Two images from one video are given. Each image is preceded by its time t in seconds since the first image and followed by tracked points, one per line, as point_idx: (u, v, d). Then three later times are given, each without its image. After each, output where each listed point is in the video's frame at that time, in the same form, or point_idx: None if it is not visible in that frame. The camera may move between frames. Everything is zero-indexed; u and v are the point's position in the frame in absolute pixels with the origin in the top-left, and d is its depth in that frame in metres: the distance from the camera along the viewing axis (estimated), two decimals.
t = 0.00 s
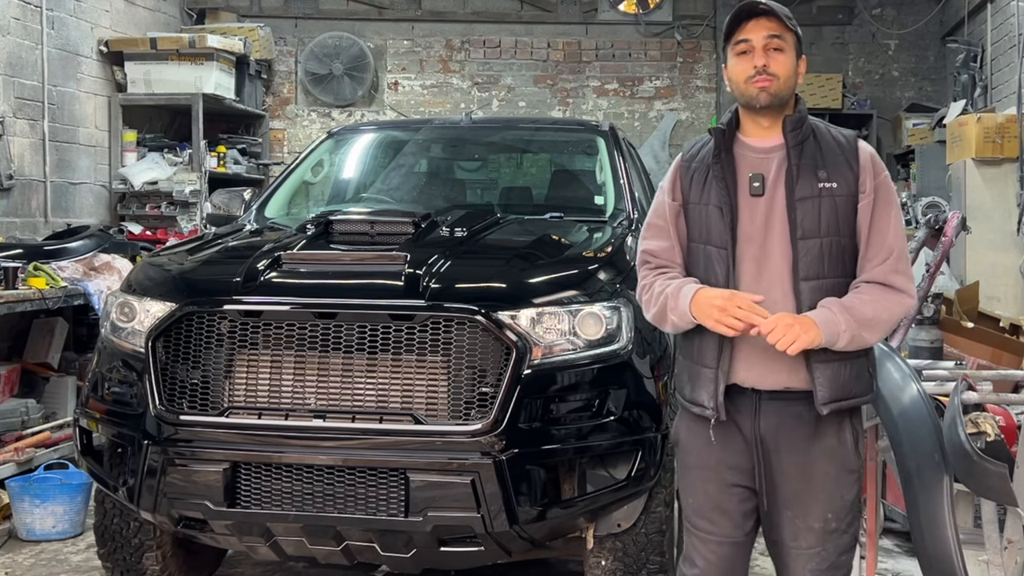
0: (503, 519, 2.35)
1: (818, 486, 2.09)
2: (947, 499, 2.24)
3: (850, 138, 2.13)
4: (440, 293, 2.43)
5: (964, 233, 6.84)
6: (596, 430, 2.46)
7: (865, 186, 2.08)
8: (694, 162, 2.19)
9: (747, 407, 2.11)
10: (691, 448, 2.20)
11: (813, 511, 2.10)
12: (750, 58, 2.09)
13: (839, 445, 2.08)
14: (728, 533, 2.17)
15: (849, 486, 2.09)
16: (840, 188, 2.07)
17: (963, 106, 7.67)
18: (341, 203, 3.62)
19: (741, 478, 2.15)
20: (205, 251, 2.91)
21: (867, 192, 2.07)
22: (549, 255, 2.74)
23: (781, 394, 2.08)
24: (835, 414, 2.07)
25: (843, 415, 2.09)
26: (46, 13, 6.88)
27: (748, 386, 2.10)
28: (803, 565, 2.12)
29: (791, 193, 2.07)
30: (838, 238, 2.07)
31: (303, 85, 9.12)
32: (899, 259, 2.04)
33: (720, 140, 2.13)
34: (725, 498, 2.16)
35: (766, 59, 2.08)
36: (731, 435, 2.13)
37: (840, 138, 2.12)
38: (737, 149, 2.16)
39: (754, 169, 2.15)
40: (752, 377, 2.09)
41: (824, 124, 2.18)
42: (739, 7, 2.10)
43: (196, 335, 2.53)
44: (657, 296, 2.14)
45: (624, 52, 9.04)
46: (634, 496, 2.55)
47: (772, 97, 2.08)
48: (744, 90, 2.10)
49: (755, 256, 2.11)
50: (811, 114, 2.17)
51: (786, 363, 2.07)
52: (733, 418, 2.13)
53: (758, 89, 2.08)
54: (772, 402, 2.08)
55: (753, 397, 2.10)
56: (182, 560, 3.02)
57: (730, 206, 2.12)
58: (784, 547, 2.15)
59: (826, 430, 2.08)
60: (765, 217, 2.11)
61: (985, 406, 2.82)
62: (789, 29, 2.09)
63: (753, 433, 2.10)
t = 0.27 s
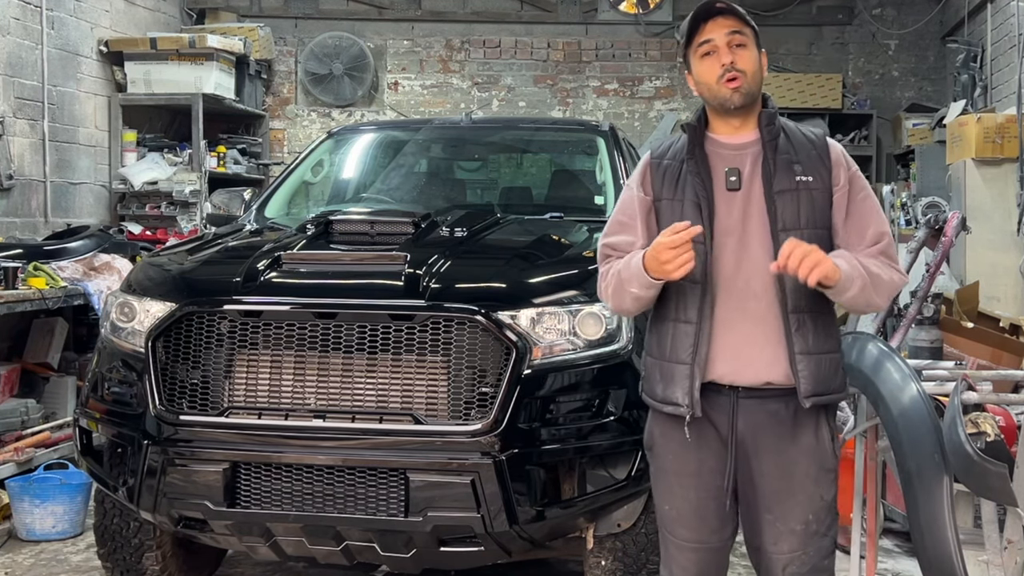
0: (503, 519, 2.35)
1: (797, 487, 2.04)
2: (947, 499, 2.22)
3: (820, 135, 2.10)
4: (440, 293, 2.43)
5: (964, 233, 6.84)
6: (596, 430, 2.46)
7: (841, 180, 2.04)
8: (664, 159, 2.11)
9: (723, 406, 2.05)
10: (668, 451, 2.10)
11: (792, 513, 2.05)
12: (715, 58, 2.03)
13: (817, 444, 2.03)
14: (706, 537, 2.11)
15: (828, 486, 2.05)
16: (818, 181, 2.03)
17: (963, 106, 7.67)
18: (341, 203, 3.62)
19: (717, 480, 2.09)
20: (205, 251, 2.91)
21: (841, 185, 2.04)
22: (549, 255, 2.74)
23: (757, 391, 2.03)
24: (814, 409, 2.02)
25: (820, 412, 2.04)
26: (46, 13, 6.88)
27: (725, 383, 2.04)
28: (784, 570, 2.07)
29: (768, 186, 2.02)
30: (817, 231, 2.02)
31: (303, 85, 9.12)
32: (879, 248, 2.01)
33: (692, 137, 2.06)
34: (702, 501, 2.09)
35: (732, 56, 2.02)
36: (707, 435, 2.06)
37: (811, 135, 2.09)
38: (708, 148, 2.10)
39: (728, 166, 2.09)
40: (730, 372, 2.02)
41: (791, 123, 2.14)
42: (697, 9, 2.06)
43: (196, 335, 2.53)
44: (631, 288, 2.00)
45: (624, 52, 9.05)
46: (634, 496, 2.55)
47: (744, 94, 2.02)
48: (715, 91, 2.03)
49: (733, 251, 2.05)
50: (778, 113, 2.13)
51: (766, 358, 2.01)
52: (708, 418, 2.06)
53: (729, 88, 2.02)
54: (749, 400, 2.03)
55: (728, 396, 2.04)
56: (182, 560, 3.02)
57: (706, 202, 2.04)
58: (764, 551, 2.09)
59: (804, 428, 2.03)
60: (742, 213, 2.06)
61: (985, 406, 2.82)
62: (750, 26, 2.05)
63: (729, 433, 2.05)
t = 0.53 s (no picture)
0: (503, 519, 2.35)
1: (792, 484, 2.03)
2: (947, 499, 2.22)
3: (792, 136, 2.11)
4: (440, 293, 2.43)
5: (964, 233, 6.84)
6: (596, 430, 2.46)
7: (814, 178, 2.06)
8: (642, 159, 2.09)
9: (710, 407, 2.03)
10: (654, 455, 2.08)
11: (790, 510, 2.03)
12: (694, 58, 2.03)
13: (806, 438, 2.03)
14: (703, 538, 2.09)
15: (822, 481, 2.04)
16: (792, 181, 2.04)
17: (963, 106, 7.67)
18: (341, 203, 3.62)
19: (711, 480, 2.07)
20: (205, 251, 2.91)
21: (814, 181, 2.06)
22: (548, 255, 2.74)
23: (744, 391, 2.02)
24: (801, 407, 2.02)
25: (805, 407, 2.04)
26: (46, 13, 6.88)
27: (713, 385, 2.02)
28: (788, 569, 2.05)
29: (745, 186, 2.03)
30: (793, 230, 2.04)
31: (303, 85, 9.13)
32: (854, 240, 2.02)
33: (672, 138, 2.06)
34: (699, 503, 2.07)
35: (711, 56, 2.02)
36: (697, 437, 2.05)
37: (783, 136, 2.10)
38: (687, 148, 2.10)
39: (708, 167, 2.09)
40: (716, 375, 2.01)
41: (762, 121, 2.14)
42: (677, 7, 2.04)
43: (197, 335, 2.54)
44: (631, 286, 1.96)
45: (624, 52, 9.05)
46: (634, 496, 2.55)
47: (722, 95, 2.02)
48: (692, 94, 2.03)
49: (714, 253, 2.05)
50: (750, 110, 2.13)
51: (750, 358, 2.01)
52: (697, 419, 2.04)
53: (707, 89, 2.02)
54: (735, 400, 2.02)
55: (714, 398, 2.02)
56: (182, 560, 3.02)
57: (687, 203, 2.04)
58: (764, 551, 2.07)
59: (793, 423, 2.02)
60: (720, 214, 2.06)
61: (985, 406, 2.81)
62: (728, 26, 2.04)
63: (719, 434, 2.03)
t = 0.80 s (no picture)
0: (503, 519, 2.35)
1: (787, 470, 2.20)
2: (951, 499, 2.23)
3: (816, 147, 2.18)
4: (440, 293, 2.43)
5: (964, 233, 6.84)
6: (595, 431, 2.46)
7: (826, 196, 2.14)
8: (673, 176, 2.31)
9: (722, 398, 2.27)
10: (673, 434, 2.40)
11: (783, 490, 2.21)
12: (713, 87, 2.17)
13: (808, 431, 2.18)
14: (719, 510, 2.35)
15: (818, 470, 2.20)
16: (800, 200, 2.15)
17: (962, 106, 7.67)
18: (341, 203, 3.62)
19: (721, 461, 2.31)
20: (204, 251, 2.91)
21: (828, 201, 2.13)
22: (548, 255, 2.74)
23: (752, 386, 2.22)
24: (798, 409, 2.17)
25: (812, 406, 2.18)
26: (46, 13, 6.88)
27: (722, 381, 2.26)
28: (770, 545, 2.22)
29: (751, 206, 2.17)
30: (800, 246, 2.16)
31: (303, 85, 9.12)
32: (859, 256, 2.10)
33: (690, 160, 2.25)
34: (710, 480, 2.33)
35: (728, 88, 2.15)
36: (709, 422, 2.30)
37: (806, 149, 2.18)
38: (713, 164, 2.27)
39: (727, 183, 2.25)
40: (722, 373, 2.24)
41: (795, 133, 2.23)
42: (701, 39, 2.16)
43: (196, 335, 2.54)
44: (645, 293, 2.25)
45: (623, 52, 9.05)
46: (634, 496, 2.55)
47: (736, 123, 2.16)
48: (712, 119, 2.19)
49: (723, 265, 2.24)
50: (782, 124, 2.22)
51: (753, 361, 2.21)
52: (712, 408, 2.29)
53: (721, 118, 2.17)
54: (743, 394, 2.24)
55: (725, 392, 2.26)
56: (182, 560, 3.02)
57: (702, 219, 2.25)
58: (756, 527, 2.25)
59: (795, 418, 2.18)
60: (732, 229, 2.23)
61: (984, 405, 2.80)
62: (753, 56, 2.13)
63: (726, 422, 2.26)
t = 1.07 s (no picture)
0: (503, 519, 2.35)
1: (776, 457, 2.20)
2: (951, 499, 2.24)
3: (799, 154, 2.18)
4: (440, 293, 2.43)
5: (964, 233, 6.84)
6: (596, 431, 2.46)
7: (806, 200, 2.14)
8: (664, 179, 2.34)
9: (710, 390, 2.27)
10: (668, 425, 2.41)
11: (777, 476, 2.21)
12: (703, 91, 2.19)
13: (795, 419, 2.18)
14: (715, 497, 2.36)
15: (810, 457, 2.20)
16: (781, 203, 2.16)
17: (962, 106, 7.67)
18: (340, 203, 3.62)
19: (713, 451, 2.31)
20: (204, 251, 2.91)
21: (808, 205, 2.14)
22: (548, 255, 2.74)
23: (737, 379, 2.23)
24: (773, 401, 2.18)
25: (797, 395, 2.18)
26: (46, 13, 6.88)
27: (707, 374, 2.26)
28: (769, 529, 2.22)
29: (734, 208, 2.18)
30: (781, 247, 2.17)
31: (303, 85, 9.12)
32: (835, 258, 2.09)
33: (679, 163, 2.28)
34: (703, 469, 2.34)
35: (716, 92, 2.17)
36: (698, 413, 2.31)
37: (789, 156, 2.18)
38: (701, 168, 2.29)
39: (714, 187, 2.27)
40: (707, 367, 2.25)
41: (782, 140, 2.24)
42: (692, 44, 2.19)
43: (196, 335, 2.54)
44: (629, 290, 2.27)
45: (623, 52, 9.05)
46: (634, 496, 2.55)
47: (723, 126, 2.18)
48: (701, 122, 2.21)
49: (709, 266, 2.26)
50: (769, 132, 2.24)
51: (736, 356, 2.22)
52: (699, 399, 2.30)
53: (710, 120, 2.19)
54: (730, 386, 2.24)
55: (713, 383, 2.26)
56: (181, 560, 3.02)
57: (689, 220, 2.26)
58: (751, 514, 2.26)
59: (781, 406, 2.18)
60: (717, 231, 2.24)
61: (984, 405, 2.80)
62: (739, 63, 2.16)
63: (715, 414, 2.27)
